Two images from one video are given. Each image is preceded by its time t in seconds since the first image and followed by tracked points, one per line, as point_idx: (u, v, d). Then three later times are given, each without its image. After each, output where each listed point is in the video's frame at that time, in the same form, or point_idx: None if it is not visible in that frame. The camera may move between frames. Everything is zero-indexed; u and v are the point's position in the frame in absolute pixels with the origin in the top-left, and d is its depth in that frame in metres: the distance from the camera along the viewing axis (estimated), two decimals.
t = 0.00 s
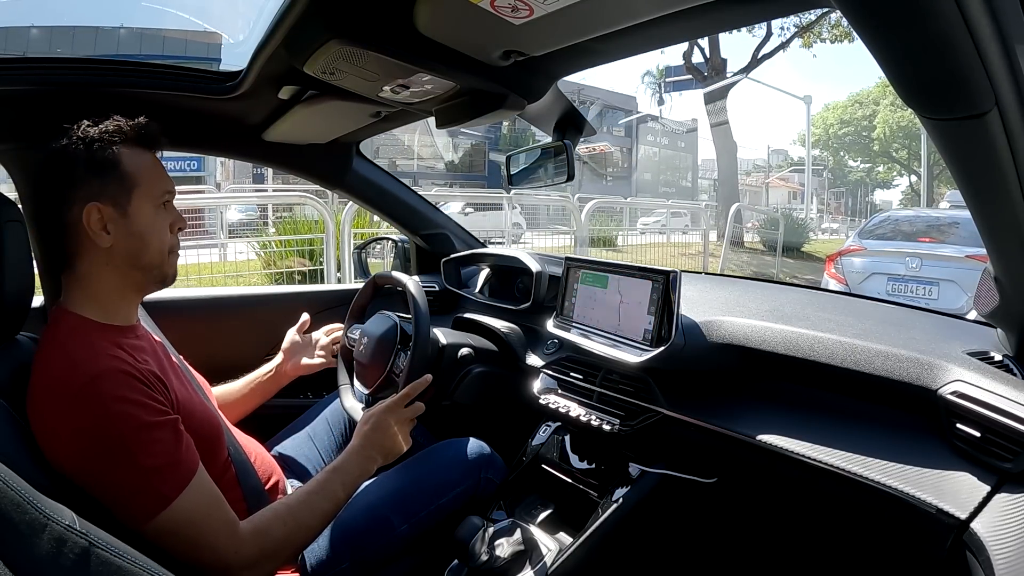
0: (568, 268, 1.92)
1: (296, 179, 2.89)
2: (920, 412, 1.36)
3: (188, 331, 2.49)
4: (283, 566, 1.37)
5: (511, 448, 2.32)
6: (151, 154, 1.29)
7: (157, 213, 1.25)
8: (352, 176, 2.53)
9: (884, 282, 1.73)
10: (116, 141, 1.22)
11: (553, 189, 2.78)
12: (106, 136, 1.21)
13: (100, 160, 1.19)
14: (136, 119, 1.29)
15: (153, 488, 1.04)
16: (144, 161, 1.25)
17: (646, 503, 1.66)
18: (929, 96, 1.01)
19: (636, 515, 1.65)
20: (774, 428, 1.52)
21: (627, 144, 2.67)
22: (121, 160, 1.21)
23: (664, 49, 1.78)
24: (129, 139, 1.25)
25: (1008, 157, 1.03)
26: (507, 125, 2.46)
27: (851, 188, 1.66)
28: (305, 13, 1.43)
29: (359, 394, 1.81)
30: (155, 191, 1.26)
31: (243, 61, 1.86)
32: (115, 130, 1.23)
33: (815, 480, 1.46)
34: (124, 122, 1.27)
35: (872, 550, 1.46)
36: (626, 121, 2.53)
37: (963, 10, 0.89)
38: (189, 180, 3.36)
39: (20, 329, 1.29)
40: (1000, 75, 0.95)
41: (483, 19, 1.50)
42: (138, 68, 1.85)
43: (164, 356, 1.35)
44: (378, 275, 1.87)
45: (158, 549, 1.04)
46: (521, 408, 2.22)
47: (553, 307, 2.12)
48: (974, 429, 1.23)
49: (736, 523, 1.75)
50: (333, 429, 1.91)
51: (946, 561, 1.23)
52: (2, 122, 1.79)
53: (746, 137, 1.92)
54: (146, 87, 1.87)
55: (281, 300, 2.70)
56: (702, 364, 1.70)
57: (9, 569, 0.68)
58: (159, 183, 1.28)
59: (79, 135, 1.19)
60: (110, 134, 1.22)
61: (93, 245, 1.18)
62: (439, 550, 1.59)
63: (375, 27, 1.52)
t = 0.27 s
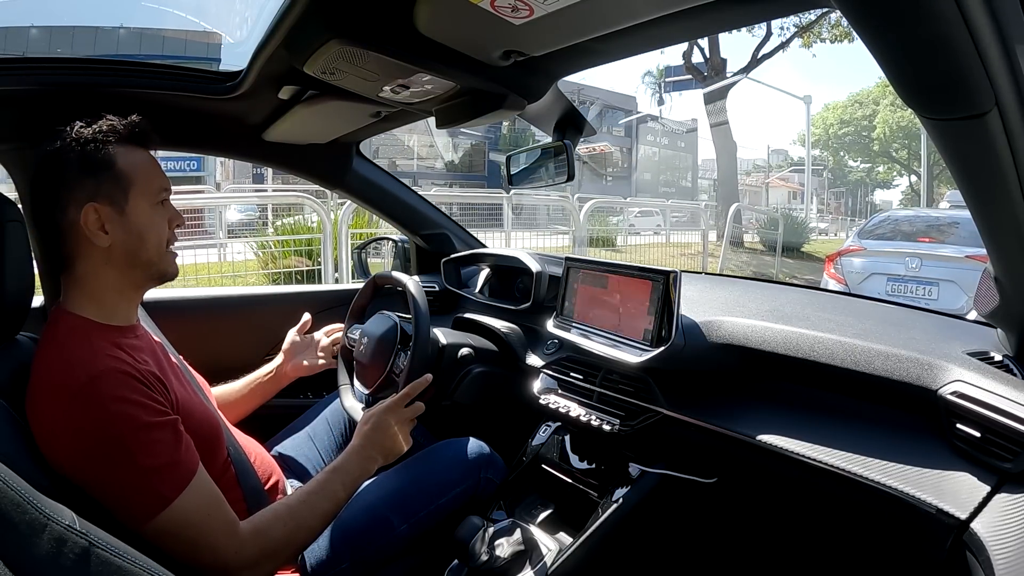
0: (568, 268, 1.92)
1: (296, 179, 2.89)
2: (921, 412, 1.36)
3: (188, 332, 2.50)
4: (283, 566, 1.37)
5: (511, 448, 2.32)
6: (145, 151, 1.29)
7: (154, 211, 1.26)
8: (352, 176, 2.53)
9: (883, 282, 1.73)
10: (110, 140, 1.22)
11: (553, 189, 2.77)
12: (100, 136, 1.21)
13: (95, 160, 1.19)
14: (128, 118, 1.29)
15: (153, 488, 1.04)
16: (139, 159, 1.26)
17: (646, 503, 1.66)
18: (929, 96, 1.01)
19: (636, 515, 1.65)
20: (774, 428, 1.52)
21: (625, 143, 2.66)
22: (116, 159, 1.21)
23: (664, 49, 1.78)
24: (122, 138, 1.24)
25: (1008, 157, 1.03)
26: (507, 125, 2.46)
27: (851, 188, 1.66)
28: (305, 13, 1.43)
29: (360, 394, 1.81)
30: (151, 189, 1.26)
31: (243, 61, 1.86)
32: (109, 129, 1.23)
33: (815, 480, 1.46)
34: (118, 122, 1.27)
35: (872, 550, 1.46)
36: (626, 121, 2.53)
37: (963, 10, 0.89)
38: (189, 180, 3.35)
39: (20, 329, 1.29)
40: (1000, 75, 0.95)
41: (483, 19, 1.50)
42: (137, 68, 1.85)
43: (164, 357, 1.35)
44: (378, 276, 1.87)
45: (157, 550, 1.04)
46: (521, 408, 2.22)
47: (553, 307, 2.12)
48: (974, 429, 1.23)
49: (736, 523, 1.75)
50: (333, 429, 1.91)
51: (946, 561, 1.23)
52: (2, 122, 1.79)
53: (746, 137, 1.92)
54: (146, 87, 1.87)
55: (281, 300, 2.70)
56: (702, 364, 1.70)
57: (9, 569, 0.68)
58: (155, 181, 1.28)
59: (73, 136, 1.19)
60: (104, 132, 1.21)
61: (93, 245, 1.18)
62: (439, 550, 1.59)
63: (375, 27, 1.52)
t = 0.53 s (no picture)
0: (568, 268, 1.92)
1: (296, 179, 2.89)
2: (921, 412, 1.36)
3: (188, 332, 2.50)
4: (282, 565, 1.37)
5: (511, 448, 2.32)
6: (148, 152, 1.29)
7: (156, 213, 1.26)
8: (352, 176, 2.53)
9: (883, 283, 1.73)
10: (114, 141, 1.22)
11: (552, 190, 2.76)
12: (104, 136, 1.21)
13: (99, 161, 1.19)
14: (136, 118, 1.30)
15: (151, 488, 1.04)
16: (141, 159, 1.26)
17: (646, 503, 1.66)
18: (929, 97, 1.01)
19: (636, 515, 1.65)
20: (774, 428, 1.52)
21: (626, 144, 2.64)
22: (119, 160, 1.21)
23: (664, 49, 1.78)
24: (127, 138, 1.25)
25: (1008, 157, 1.03)
26: (507, 125, 2.46)
27: (851, 188, 1.66)
28: (305, 12, 1.43)
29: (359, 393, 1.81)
30: (154, 190, 1.26)
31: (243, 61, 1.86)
32: (112, 129, 1.23)
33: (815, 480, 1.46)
34: (121, 121, 1.27)
35: (872, 550, 1.46)
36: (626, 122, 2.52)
37: (963, 11, 0.89)
38: (190, 180, 3.35)
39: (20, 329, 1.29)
40: (1000, 76, 0.96)
41: (483, 19, 1.50)
42: (137, 68, 1.85)
43: (163, 357, 1.35)
44: (378, 276, 1.87)
45: (156, 550, 1.04)
46: (521, 408, 2.22)
47: (553, 308, 2.12)
48: (974, 429, 1.23)
49: (736, 523, 1.75)
50: (333, 429, 1.92)
51: (945, 561, 1.23)
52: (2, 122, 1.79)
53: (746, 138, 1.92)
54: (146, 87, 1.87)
55: (281, 300, 2.70)
56: (702, 365, 1.70)
57: (10, 568, 0.68)
58: (158, 183, 1.28)
59: (77, 136, 1.19)
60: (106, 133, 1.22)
61: (94, 245, 1.18)
62: (439, 550, 1.59)
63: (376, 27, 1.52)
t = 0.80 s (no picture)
0: (568, 268, 1.92)
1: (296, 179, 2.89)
2: (921, 412, 1.36)
3: (188, 332, 2.49)
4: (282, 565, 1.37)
5: (511, 448, 2.32)
6: (140, 150, 1.29)
7: (152, 212, 1.26)
8: (351, 176, 2.53)
9: (883, 283, 1.73)
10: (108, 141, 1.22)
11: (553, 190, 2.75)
12: (97, 137, 1.21)
13: (94, 161, 1.19)
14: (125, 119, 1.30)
15: (148, 490, 1.04)
16: (136, 158, 1.26)
17: (646, 503, 1.66)
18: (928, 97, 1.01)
19: (636, 515, 1.65)
20: (774, 428, 1.52)
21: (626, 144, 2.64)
22: (114, 160, 1.21)
23: (665, 49, 1.77)
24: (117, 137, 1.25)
25: (1008, 157, 1.03)
26: (507, 125, 2.46)
27: (851, 189, 1.66)
28: (305, 12, 1.43)
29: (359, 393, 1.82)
30: (149, 189, 1.26)
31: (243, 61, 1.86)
32: (105, 129, 1.23)
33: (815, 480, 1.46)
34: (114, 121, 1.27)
35: (872, 551, 1.46)
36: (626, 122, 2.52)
37: (963, 11, 0.89)
38: (190, 180, 3.35)
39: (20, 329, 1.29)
40: (1000, 75, 0.96)
41: (484, 19, 1.50)
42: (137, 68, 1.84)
43: (163, 357, 1.35)
44: (378, 276, 1.87)
45: (151, 552, 1.04)
46: (521, 408, 2.22)
47: (553, 308, 2.12)
48: (974, 429, 1.23)
49: (736, 523, 1.75)
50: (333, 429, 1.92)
51: (946, 561, 1.23)
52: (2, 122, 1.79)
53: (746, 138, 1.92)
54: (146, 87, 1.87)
55: (281, 300, 2.70)
56: (702, 365, 1.70)
57: (10, 568, 0.68)
58: (153, 181, 1.28)
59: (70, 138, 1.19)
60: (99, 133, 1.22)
61: (94, 246, 1.18)
62: (439, 550, 1.59)
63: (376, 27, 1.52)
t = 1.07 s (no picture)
0: (568, 268, 1.92)
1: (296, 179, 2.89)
2: (921, 412, 1.36)
3: (188, 332, 2.49)
4: (282, 565, 1.37)
5: (511, 448, 2.32)
6: (141, 151, 1.29)
7: (153, 213, 1.26)
8: (351, 177, 2.53)
9: (882, 283, 1.73)
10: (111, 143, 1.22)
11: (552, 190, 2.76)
12: (99, 138, 1.21)
13: (96, 162, 1.19)
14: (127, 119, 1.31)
15: (141, 493, 1.03)
16: (138, 160, 1.26)
17: (646, 503, 1.66)
18: (929, 97, 1.01)
19: (636, 515, 1.65)
20: (774, 428, 1.52)
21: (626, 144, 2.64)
22: (116, 161, 1.21)
23: (665, 49, 1.78)
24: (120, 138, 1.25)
25: (1008, 158, 1.03)
26: (507, 125, 2.45)
27: (851, 189, 1.66)
28: (306, 12, 1.43)
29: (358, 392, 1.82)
30: (150, 191, 1.27)
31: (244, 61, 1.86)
32: (108, 130, 1.24)
33: (815, 480, 1.46)
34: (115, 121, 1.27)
35: (872, 550, 1.46)
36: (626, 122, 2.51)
37: (963, 11, 0.89)
38: (190, 180, 3.35)
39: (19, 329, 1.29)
40: (1000, 75, 0.96)
41: (484, 19, 1.50)
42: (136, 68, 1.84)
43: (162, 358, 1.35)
44: (378, 276, 1.87)
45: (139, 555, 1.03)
46: (521, 408, 2.22)
47: (553, 308, 2.12)
48: (974, 429, 1.23)
49: (737, 523, 1.75)
50: (333, 429, 1.92)
51: (946, 561, 1.23)
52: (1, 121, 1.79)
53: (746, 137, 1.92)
54: (145, 87, 1.86)
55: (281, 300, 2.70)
56: (702, 365, 1.70)
57: (10, 568, 0.68)
58: (153, 183, 1.28)
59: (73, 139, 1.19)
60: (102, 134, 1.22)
61: (93, 247, 1.18)
62: (439, 550, 1.59)
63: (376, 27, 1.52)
